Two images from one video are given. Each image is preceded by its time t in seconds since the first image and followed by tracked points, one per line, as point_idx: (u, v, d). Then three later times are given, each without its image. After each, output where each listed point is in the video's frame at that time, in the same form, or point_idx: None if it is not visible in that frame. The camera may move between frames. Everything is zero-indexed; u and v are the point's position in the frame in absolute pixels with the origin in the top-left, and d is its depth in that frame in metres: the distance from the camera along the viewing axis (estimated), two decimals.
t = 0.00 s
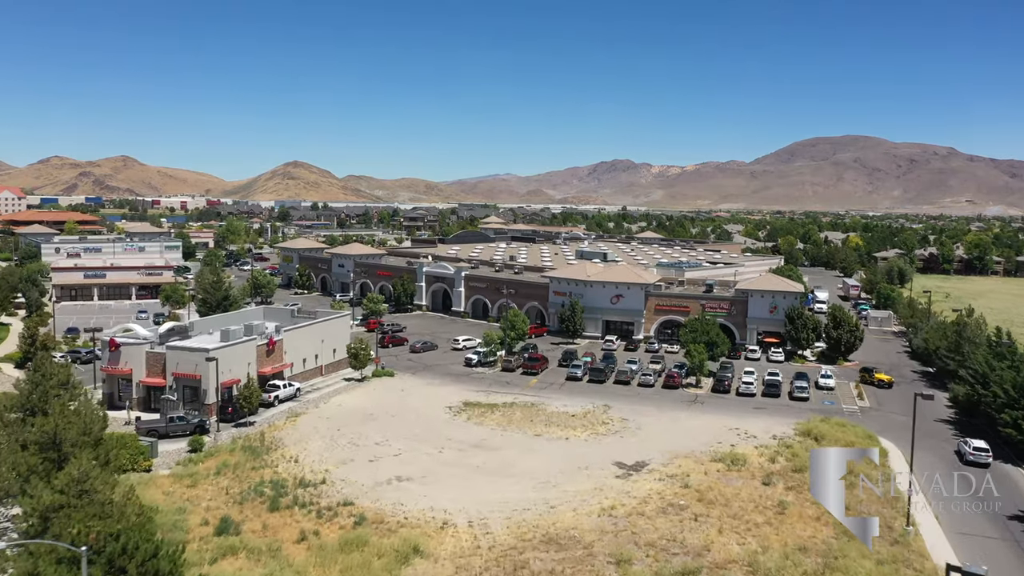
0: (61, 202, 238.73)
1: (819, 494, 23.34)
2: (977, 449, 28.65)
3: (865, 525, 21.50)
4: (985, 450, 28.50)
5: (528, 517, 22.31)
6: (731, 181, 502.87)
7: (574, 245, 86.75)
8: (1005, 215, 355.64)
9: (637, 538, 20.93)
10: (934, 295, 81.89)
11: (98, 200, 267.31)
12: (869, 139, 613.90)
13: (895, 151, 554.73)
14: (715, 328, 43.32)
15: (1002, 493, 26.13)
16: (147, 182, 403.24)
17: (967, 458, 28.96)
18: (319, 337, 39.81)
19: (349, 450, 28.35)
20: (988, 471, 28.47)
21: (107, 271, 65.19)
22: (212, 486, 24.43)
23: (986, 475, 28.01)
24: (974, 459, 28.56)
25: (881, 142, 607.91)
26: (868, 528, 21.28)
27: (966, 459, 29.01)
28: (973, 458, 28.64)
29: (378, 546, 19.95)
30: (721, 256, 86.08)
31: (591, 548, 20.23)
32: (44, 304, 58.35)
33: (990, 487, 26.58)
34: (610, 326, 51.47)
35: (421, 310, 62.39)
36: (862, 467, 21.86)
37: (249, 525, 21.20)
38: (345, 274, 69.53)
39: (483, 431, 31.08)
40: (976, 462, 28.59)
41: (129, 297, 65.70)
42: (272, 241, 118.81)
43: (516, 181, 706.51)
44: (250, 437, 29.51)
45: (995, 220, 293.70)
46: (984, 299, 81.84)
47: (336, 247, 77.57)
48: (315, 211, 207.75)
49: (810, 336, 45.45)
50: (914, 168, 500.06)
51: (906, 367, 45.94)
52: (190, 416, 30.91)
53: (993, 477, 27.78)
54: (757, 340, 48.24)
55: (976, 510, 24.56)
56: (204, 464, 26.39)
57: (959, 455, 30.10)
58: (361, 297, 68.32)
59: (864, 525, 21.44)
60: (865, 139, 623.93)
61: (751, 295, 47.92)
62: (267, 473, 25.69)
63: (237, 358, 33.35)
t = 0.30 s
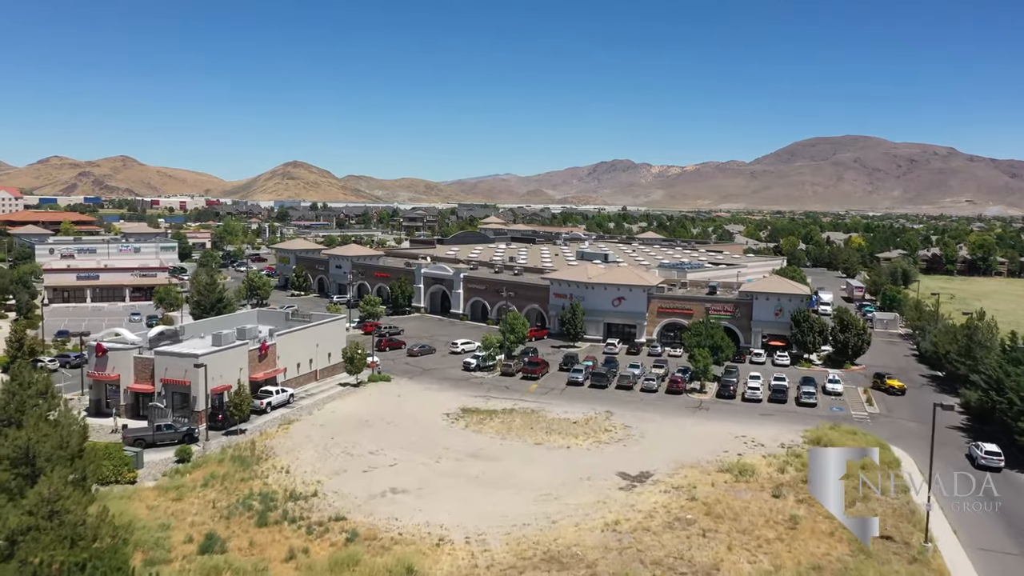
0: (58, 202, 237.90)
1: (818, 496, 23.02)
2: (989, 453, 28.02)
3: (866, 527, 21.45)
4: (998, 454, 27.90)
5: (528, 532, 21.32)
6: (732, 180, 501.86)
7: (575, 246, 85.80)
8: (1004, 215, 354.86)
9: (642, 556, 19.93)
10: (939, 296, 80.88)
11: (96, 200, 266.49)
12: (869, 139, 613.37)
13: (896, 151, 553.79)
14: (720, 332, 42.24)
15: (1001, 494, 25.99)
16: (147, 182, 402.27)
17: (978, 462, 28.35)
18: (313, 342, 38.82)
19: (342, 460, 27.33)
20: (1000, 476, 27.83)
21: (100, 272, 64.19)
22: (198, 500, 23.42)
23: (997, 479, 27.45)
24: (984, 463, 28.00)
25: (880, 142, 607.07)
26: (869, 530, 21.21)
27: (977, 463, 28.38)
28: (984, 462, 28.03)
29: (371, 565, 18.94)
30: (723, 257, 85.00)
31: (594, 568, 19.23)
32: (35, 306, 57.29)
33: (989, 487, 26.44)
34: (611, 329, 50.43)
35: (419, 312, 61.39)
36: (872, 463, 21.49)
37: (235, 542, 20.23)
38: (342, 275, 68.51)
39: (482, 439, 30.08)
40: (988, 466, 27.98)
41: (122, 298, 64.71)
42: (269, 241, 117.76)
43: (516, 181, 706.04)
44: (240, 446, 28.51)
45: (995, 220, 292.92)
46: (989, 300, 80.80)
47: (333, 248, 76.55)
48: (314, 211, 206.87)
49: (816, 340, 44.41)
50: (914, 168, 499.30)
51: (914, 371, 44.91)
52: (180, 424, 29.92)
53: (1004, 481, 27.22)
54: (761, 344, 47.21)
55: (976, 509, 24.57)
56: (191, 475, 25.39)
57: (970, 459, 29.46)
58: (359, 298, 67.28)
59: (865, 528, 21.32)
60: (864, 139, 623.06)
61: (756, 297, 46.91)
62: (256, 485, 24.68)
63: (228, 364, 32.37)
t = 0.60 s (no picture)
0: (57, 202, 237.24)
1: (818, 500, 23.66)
2: (1002, 458, 27.38)
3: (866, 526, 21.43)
4: (1011, 458, 27.29)
5: (528, 550, 20.32)
6: (732, 180, 500.83)
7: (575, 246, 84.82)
8: (1004, 215, 353.92)
9: None
10: (944, 297, 79.80)
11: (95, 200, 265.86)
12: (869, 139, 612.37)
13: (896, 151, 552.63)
14: (725, 336, 41.11)
15: (1001, 494, 25.92)
16: (146, 182, 401.55)
17: (991, 467, 27.74)
18: (308, 346, 37.80)
19: (336, 471, 26.31)
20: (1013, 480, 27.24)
21: (94, 274, 63.28)
22: (184, 514, 22.38)
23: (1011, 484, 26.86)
24: (997, 467, 27.42)
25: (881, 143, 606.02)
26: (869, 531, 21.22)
27: (990, 467, 27.78)
28: (997, 466, 27.47)
29: None
30: (725, 258, 83.97)
31: None
32: (27, 309, 56.38)
33: (990, 487, 26.31)
34: (613, 332, 49.40)
35: (417, 314, 60.38)
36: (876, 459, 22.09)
37: (219, 562, 19.20)
38: (340, 277, 67.48)
39: (481, 448, 29.09)
40: (1001, 470, 27.41)
41: (116, 300, 63.77)
42: (267, 242, 116.88)
43: (516, 181, 704.86)
44: (230, 456, 27.50)
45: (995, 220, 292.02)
46: (996, 301, 79.78)
47: (331, 249, 75.55)
48: (314, 211, 206.13)
49: (823, 344, 43.36)
50: (915, 168, 498.37)
51: (924, 376, 43.88)
52: (168, 432, 28.94)
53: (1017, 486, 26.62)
54: (767, 347, 46.17)
55: (988, 515, 24.17)
56: (177, 488, 24.36)
57: (982, 463, 28.85)
58: (356, 300, 66.28)
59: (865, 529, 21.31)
60: (865, 139, 621.90)
61: (761, 300, 45.89)
62: (245, 499, 23.64)
63: (219, 369, 31.39)
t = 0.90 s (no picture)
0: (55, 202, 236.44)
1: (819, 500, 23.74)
2: (1015, 463, 27.04)
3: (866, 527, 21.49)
4: None
5: (527, 569, 19.30)
6: (732, 181, 499.98)
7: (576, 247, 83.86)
8: (1005, 215, 353.23)
9: None
10: (950, 299, 78.77)
11: (95, 199, 265.23)
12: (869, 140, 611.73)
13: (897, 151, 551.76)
14: (730, 340, 40.03)
15: (1004, 495, 25.81)
16: (146, 182, 400.80)
17: (1004, 471, 27.39)
18: (302, 351, 36.76)
19: (328, 483, 25.27)
20: None
21: (86, 275, 62.27)
22: (167, 531, 21.34)
23: None
24: (1010, 472, 27.03)
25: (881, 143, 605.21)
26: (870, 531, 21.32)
27: (1002, 472, 27.41)
28: (1010, 471, 27.06)
29: None
30: (728, 259, 82.96)
31: None
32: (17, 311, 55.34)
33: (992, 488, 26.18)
34: (615, 336, 48.37)
35: (415, 317, 59.36)
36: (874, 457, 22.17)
37: None
38: (337, 278, 66.42)
39: (480, 458, 28.08)
40: (1014, 475, 27.04)
41: (109, 303, 62.77)
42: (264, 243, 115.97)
43: (516, 181, 704.58)
44: (218, 466, 26.46)
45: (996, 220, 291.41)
46: (1002, 303, 78.84)
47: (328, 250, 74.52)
48: (313, 211, 205.59)
49: (830, 348, 42.33)
50: (915, 168, 497.59)
51: (933, 380, 42.86)
52: (154, 442, 27.89)
53: None
54: (772, 351, 45.12)
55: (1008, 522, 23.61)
56: (160, 502, 23.30)
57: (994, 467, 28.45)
58: (353, 302, 65.25)
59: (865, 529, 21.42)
60: (865, 139, 621.25)
61: (766, 303, 44.86)
62: (232, 513, 22.60)
63: (208, 376, 30.37)
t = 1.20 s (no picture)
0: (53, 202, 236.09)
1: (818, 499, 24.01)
2: None
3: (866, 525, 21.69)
4: None
5: None
6: (733, 181, 499.16)
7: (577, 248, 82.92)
8: (1004, 215, 352.43)
9: None
10: (955, 301, 77.83)
11: (95, 199, 264.85)
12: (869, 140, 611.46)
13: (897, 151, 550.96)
14: (735, 344, 38.96)
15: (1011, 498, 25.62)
16: (145, 183, 400.42)
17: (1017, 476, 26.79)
18: (295, 357, 35.74)
19: (319, 496, 24.23)
20: None
21: (79, 277, 61.35)
22: (149, 549, 20.30)
23: None
24: None
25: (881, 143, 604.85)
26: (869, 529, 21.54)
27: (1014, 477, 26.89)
28: None
29: None
30: (731, 260, 81.99)
31: None
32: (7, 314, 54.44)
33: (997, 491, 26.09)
34: (617, 339, 47.36)
35: (413, 319, 58.39)
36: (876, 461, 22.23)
37: None
38: (334, 280, 65.47)
39: (479, 468, 27.08)
40: None
41: (102, 305, 61.89)
42: (262, 243, 115.16)
43: (515, 181, 703.94)
44: (206, 478, 25.41)
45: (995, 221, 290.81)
46: (1009, 305, 77.81)
47: (325, 251, 73.57)
48: (312, 212, 205.02)
49: (837, 352, 41.30)
50: (915, 168, 497.05)
51: (944, 386, 41.82)
52: (140, 452, 26.87)
53: None
54: (778, 356, 44.11)
55: None
56: (144, 517, 22.24)
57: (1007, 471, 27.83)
58: (350, 304, 64.30)
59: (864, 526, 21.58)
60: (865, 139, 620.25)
61: (772, 306, 43.85)
62: (218, 530, 21.57)
63: (197, 382, 29.36)
